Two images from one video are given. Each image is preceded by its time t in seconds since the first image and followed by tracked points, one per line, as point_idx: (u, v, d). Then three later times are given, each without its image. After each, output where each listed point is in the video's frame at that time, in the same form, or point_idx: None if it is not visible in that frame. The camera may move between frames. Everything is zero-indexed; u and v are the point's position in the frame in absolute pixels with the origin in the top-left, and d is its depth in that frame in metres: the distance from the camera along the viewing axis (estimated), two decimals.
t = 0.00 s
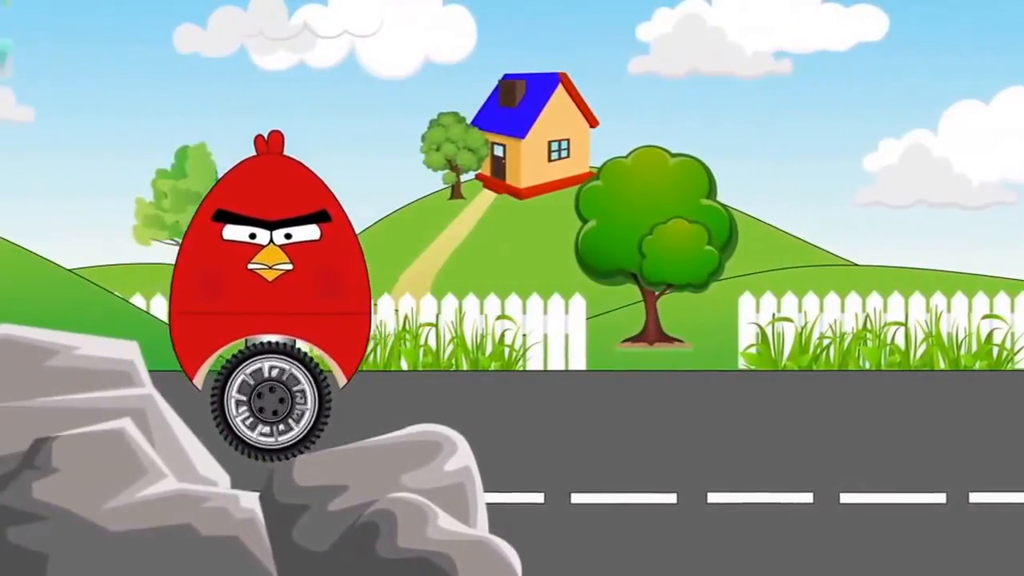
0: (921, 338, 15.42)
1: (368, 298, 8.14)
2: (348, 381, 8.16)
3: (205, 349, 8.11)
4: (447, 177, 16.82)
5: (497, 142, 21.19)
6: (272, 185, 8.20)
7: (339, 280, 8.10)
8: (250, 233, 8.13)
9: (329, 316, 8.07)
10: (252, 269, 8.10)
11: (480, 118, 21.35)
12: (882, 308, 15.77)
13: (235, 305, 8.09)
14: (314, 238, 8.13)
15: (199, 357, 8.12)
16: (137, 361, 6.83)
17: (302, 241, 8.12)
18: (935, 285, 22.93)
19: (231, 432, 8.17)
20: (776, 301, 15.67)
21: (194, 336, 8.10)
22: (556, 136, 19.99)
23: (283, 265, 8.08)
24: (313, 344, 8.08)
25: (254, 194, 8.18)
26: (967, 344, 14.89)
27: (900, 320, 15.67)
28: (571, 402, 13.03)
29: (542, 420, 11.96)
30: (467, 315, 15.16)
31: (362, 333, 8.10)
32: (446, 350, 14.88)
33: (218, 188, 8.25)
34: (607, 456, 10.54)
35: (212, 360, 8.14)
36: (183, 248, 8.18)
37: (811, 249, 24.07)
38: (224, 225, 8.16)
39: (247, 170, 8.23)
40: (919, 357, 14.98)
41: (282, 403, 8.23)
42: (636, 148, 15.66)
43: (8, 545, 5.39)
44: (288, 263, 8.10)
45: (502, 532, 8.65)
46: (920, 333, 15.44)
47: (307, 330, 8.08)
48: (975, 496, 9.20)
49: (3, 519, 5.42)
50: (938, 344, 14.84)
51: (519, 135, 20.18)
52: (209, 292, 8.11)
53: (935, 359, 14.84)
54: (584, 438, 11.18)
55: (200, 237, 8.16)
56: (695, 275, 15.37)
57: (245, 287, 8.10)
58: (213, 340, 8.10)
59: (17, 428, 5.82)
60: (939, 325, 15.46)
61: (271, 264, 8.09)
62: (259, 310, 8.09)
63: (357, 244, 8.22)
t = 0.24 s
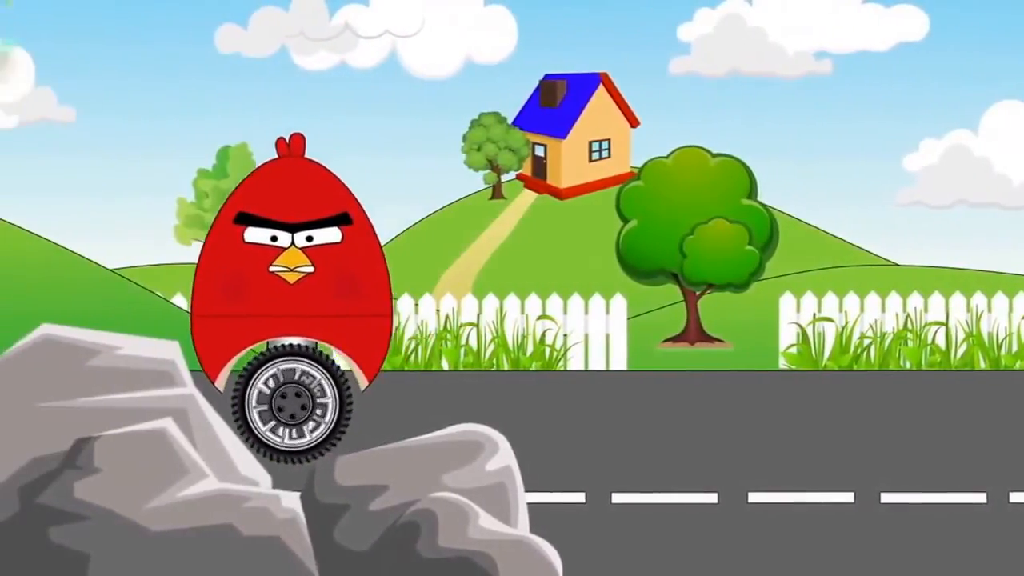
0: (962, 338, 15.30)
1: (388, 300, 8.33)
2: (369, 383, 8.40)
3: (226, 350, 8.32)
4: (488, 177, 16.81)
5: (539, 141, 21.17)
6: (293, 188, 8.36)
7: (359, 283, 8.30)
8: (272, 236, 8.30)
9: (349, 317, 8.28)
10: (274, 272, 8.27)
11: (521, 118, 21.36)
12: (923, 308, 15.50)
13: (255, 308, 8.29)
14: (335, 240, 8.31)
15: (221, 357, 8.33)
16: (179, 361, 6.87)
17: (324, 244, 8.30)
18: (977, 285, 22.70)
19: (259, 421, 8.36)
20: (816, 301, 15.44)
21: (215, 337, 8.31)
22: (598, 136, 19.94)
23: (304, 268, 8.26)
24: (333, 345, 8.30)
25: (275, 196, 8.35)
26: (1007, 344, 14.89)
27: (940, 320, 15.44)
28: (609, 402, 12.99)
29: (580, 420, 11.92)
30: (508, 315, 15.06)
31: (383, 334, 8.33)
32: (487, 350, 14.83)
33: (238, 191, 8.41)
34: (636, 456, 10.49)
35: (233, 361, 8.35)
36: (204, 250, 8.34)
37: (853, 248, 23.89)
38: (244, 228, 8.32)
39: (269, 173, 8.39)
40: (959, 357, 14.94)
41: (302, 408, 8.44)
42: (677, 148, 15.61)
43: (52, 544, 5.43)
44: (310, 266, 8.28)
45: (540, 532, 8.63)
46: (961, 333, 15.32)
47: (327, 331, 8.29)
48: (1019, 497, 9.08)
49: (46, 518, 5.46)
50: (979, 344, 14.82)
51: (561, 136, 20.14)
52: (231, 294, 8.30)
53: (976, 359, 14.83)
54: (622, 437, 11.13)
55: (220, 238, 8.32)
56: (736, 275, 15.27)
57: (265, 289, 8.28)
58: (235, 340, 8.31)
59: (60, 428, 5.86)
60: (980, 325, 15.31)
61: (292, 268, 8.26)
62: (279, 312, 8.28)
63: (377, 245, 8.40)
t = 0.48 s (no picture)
0: (1003, 338, 15.14)
1: (394, 209, 10.70)
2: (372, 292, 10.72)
3: (234, 258, 10.64)
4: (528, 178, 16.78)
5: (578, 141, 19.86)
6: (301, 98, 10.74)
7: (366, 194, 10.65)
8: (279, 145, 10.65)
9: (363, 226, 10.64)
10: (281, 180, 10.60)
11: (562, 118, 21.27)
12: (963, 308, 15.37)
13: (259, 219, 10.62)
14: (341, 149, 10.67)
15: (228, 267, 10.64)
16: (220, 361, 6.83)
17: (330, 152, 10.66)
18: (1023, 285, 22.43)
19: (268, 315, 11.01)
20: (858, 301, 15.33)
21: (223, 245, 10.61)
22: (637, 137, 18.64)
23: (310, 176, 10.59)
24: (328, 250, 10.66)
25: (279, 107, 10.71)
26: None
27: (981, 319, 15.31)
28: (648, 402, 12.96)
29: (620, 420, 11.90)
30: (549, 315, 14.97)
31: (384, 245, 10.67)
32: (527, 349, 14.82)
33: (242, 105, 10.76)
34: (675, 456, 10.46)
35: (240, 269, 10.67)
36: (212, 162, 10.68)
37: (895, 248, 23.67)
38: (250, 137, 10.65)
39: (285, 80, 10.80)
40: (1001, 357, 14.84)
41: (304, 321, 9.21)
42: (717, 149, 15.50)
43: (92, 545, 5.53)
44: (315, 174, 10.63)
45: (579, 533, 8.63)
46: (1002, 333, 15.16)
47: (331, 238, 10.64)
48: None
49: (87, 519, 5.55)
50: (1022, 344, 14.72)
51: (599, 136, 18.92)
52: (236, 208, 10.63)
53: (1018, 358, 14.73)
54: (662, 437, 11.10)
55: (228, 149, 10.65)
56: (777, 275, 15.20)
57: (280, 196, 10.62)
58: (242, 250, 10.64)
59: (100, 429, 5.86)
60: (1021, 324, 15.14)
61: (298, 176, 10.59)
62: (309, 222, 10.62)
63: (379, 151, 10.79)
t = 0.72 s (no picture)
0: None
1: (385, 85, 12.66)
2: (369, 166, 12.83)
3: (234, 127, 12.67)
4: (570, 180, 16.78)
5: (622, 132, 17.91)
6: None
7: (363, 68, 12.58)
8: (274, 20, 12.42)
9: (360, 101, 12.62)
10: (276, 54, 12.44)
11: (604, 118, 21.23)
12: (1004, 309, 15.29)
13: (253, 92, 12.54)
14: (337, 23, 12.49)
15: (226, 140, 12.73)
16: (262, 361, 6.93)
17: (325, 25, 12.47)
18: None
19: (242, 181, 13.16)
20: (898, 300, 15.30)
21: (209, 117, 12.69)
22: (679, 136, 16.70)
23: (304, 50, 12.42)
24: (327, 123, 12.60)
25: None
26: None
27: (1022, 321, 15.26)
28: (688, 401, 12.96)
29: (660, 420, 11.91)
30: (589, 315, 14.92)
31: (386, 119, 12.70)
32: (568, 349, 14.80)
33: None
34: (715, 456, 10.46)
35: (242, 138, 12.74)
36: (209, 37, 12.61)
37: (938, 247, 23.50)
38: (245, 14, 12.46)
39: None
40: None
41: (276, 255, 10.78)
42: (758, 148, 15.34)
43: (133, 544, 5.61)
44: (310, 50, 12.44)
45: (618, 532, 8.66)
46: None
47: (331, 112, 12.59)
48: None
49: (128, 519, 5.63)
50: None
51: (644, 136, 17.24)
52: (231, 81, 12.57)
53: None
54: (701, 437, 11.10)
55: (226, 24, 12.51)
56: (818, 274, 15.16)
57: (277, 68, 12.46)
58: (239, 123, 12.65)
59: (141, 431, 5.93)
60: None
61: (293, 51, 12.43)
62: (304, 92, 12.52)
63: (370, 26, 12.61)
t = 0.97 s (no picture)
0: None
1: (393, 108, 12.34)
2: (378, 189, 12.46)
3: (242, 149, 12.40)
4: (610, 179, 16.74)
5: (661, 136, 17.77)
6: None
7: (370, 91, 12.24)
8: (282, 42, 12.14)
9: (365, 120, 12.23)
10: (284, 77, 12.15)
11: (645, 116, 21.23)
12: None
13: (260, 115, 12.24)
14: (345, 46, 12.16)
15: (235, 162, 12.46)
16: (302, 361, 6.99)
17: (333, 49, 12.14)
18: None
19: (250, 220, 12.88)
20: (939, 300, 15.21)
21: (217, 139, 12.42)
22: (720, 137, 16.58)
23: (311, 73, 12.11)
24: (334, 144, 12.23)
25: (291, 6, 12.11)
26: None
27: None
28: (729, 401, 12.92)
29: (701, 420, 11.88)
30: (630, 315, 14.90)
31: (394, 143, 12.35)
32: (608, 350, 14.82)
33: (243, 8, 12.30)
34: (757, 456, 10.43)
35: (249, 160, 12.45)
36: (217, 57, 12.35)
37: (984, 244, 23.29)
38: (253, 36, 12.19)
39: None
40: None
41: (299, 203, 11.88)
42: (798, 148, 15.27)
43: (174, 544, 5.70)
44: (318, 72, 12.13)
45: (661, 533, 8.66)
46: None
47: (337, 133, 12.21)
48: None
49: (169, 519, 5.71)
50: None
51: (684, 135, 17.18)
52: (242, 101, 12.28)
53: None
54: (743, 437, 11.07)
55: (233, 42, 12.26)
56: (858, 274, 15.07)
57: (285, 91, 12.17)
58: (245, 145, 12.38)
59: (181, 431, 6.01)
60: None
61: (300, 74, 12.12)
62: (310, 117, 12.18)
63: (378, 46, 12.28)
